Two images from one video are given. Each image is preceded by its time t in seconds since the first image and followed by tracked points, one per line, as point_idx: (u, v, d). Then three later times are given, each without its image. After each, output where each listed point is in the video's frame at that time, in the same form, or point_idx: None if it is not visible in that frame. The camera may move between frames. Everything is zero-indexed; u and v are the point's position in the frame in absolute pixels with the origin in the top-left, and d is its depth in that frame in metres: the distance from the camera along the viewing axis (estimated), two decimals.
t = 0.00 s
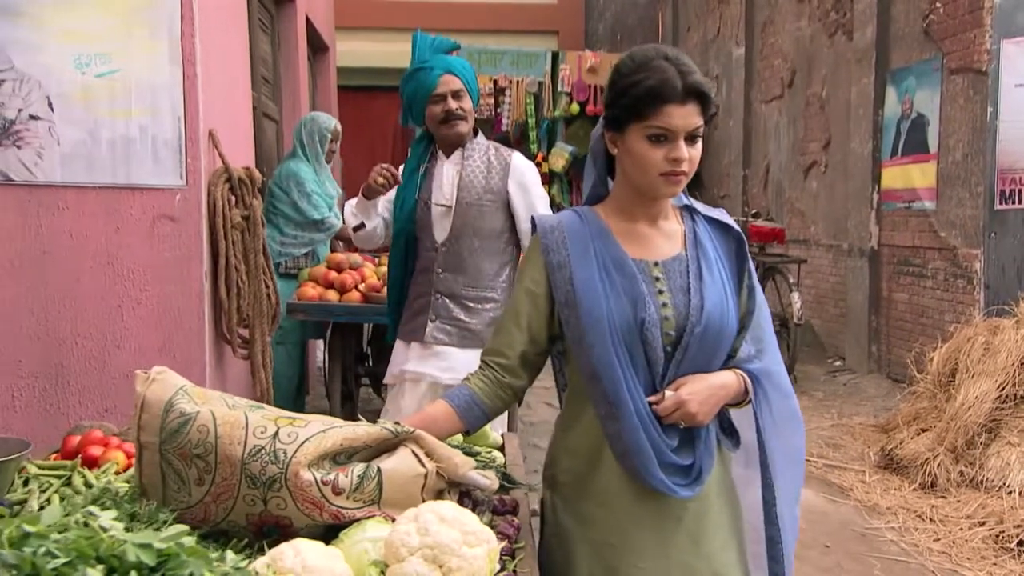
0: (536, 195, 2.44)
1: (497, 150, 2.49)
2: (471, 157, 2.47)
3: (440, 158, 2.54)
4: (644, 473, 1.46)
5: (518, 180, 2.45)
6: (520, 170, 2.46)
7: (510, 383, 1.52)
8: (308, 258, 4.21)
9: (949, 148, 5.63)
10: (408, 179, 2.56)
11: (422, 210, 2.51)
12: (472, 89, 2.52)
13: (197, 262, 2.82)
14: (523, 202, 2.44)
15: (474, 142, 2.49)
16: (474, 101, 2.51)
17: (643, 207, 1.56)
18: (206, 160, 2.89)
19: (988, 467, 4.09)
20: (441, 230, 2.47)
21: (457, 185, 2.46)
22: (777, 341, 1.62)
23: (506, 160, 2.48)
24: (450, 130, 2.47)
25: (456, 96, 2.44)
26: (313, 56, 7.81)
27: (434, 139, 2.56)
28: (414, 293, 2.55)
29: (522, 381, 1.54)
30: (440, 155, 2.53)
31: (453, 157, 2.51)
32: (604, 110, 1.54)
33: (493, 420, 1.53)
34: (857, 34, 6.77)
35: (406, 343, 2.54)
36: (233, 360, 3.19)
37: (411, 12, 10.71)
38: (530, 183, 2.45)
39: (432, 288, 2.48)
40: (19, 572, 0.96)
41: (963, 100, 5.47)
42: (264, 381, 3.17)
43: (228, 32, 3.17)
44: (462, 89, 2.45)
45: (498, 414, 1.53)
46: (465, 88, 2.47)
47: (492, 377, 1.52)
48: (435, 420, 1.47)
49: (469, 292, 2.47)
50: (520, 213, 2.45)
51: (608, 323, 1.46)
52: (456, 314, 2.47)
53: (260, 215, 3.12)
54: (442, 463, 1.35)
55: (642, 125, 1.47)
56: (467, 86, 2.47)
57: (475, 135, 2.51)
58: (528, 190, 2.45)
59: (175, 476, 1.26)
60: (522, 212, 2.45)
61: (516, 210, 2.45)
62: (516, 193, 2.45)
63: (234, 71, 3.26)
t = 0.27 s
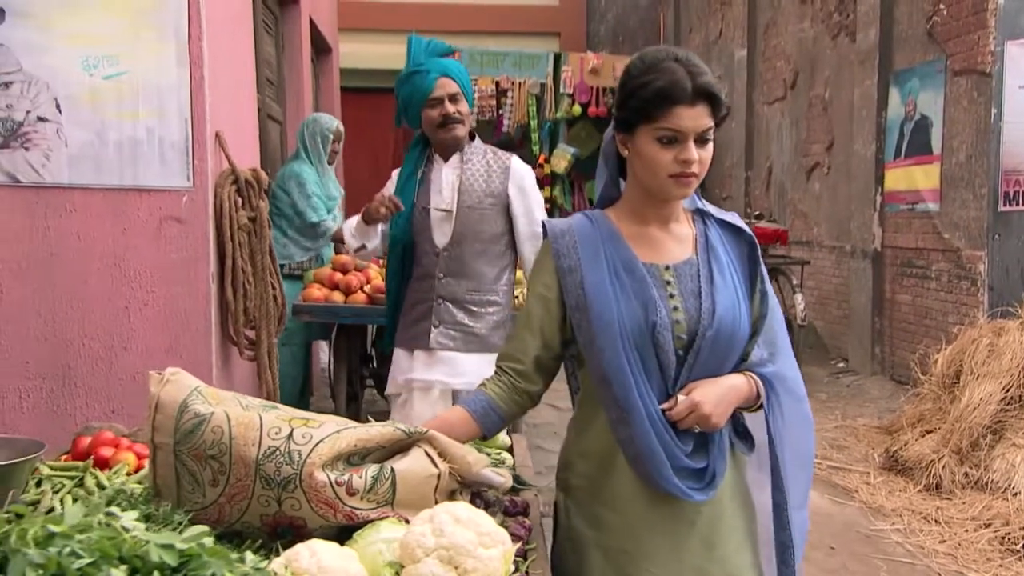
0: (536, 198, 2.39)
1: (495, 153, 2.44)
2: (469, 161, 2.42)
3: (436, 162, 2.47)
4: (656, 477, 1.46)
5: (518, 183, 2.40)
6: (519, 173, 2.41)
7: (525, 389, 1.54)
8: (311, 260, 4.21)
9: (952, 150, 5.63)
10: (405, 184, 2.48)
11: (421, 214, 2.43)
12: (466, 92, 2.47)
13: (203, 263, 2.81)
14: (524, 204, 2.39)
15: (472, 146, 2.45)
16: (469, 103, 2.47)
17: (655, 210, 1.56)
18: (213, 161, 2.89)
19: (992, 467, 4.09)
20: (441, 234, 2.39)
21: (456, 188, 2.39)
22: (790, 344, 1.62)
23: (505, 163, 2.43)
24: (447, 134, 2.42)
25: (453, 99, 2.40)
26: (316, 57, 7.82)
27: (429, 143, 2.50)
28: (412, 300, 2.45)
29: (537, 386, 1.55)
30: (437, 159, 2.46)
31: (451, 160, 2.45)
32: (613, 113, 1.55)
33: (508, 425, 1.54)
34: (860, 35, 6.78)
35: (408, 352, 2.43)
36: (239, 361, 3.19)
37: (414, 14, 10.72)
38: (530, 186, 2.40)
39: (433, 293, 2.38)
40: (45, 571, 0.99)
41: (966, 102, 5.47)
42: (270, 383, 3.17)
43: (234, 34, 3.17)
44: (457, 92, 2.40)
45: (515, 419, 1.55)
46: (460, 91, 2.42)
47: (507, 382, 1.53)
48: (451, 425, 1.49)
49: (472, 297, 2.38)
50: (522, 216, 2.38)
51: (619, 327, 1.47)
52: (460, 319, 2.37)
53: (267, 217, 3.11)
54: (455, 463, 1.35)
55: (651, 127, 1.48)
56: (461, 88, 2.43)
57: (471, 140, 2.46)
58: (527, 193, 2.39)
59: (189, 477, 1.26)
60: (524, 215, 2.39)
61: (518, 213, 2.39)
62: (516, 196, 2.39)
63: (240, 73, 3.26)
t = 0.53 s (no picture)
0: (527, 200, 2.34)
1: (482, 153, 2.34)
2: (457, 163, 2.31)
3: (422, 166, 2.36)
4: (667, 478, 1.46)
5: (509, 183, 2.33)
6: (510, 174, 2.34)
7: (536, 390, 1.55)
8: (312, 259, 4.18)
9: (955, 151, 5.63)
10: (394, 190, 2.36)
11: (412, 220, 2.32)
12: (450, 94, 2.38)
13: (208, 264, 2.82)
14: (518, 206, 2.32)
15: (457, 148, 2.35)
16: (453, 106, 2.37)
17: (665, 212, 1.56)
18: (218, 162, 2.90)
19: (995, 467, 4.10)
20: (436, 238, 2.29)
21: (447, 191, 2.28)
22: (798, 346, 1.63)
23: (493, 163, 2.33)
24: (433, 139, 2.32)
25: (439, 101, 2.31)
26: (318, 58, 7.82)
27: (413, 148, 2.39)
28: (407, 306, 2.34)
29: (548, 388, 1.56)
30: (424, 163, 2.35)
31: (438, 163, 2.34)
32: (621, 114, 1.55)
33: (519, 428, 1.56)
34: (862, 36, 6.78)
35: (407, 362, 2.33)
36: (244, 361, 3.20)
37: (415, 15, 10.72)
38: (521, 187, 2.34)
39: (431, 298, 2.29)
40: (65, 571, 0.98)
41: (969, 102, 5.47)
42: (275, 382, 3.17)
43: (239, 35, 3.17)
44: (442, 95, 2.31)
45: (526, 420, 1.57)
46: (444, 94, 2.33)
47: (518, 384, 1.54)
48: (464, 427, 1.51)
49: (471, 299, 2.31)
50: (516, 217, 2.32)
51: (628, 328, 1.47)
52: (462, 322, 2.31)
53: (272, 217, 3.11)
54: (465, 463, 1.35)
55: (659, 128, 1.48)
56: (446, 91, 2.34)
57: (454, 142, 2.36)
58: (519, 194, 2.33)
59: (201, 477, 1.26)
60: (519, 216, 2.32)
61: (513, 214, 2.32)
62: (509, 197, 2.32)
63: (245, 74, 3.26)
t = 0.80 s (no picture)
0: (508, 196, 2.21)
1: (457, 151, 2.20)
2: (433, 163, 2.17)
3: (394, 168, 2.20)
4: (673, 480, 1.47)
5: (488, 179, 2.20)
6: (488, 170, 2.21)
7: (544, 391, 1.55)
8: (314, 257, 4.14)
9: (957, 152, 5.63)
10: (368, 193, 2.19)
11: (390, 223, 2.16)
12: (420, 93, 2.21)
13: (214, 265, 2.83)
14: (500, 201, 2.18)
15: (431, 148, 2.21)
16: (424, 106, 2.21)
17: (675, 213, 1.56)
18: (223, 163, 2.90)
19: (999, 468, 4.10)
20: (416, 240, 2.14)
21: (426, 191, 2.14)
22: (808, 348, 1.63)
23: (470, 161, 2.20)
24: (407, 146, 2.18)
25: (410, 102, 2.15)
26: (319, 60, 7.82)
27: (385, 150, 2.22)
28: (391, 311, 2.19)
29: (556, 389, 1.56)
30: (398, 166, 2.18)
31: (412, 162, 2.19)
32: (630, 115, 1.55)
33: (527, 428, 1.56)
34: (863, 37, 6.78)
35: (394, 371, 2.19)
36: (248, 362, 3.20)
37: (415, 16, 10.72)
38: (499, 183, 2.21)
39: (417, 300, 2.14)
40: (87, 571, 0.99)
41: (971, 104, 5.48)
42: (279, 384, 3.18)
43: (243, 36, 3.16)
44: (412, 95, 2.14)
45: (534, 420, 1.57)
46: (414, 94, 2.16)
47: (525, 385, 1.55)
48: (473, 427, 1.51)
49: (458, 298, 2.17)
50: (499, 212, 2.17)
51: (635, 329, 1.47)
52: (449, 322, 2.17)
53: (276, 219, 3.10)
54: (476, 464, 1.35)
55: (667, 128, 1.48)
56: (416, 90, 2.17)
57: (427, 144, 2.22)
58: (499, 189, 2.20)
59: (213, 478, 1.26)
60: (503, 212, 2.18)
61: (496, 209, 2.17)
62: (490, 193, 2.18)
63: (249, 75, 3.26)
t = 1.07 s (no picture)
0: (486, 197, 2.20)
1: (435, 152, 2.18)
2: (412, 164, 2.13)
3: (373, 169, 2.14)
4: (673, 480, 1.47)
5: (466, 180, 2.18)
6: (467, 172, 2.19)
7: (549, 388, 1.56)
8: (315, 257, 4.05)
9: (957, 153, 5.64)
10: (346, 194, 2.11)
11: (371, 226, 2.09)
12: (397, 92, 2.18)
13: (217, 264, 2.83)
14: (479, 202, 2.17)
15: (410, 150, 2.17)
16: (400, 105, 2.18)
17: (679, 212, 1.57)
18: (226, 164, 2.90)
19: (1000, 468, 4.10)
20: (399, 241, 2.08)
21: (408, 192, 2.10)
22: (814, 349, 1.62)
23: (450, 162, 2.18)
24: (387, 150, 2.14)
25: (388, 102, 2.12)
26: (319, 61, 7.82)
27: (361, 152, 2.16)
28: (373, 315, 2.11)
29: (560, 386, 1.57)
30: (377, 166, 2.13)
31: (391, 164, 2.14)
32: (636, 114, 1.56)
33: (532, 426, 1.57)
34: (863, 38, 6.79)
35: (378, 380, 2.11)
36: (252, 363, 3.20)
37: (415, 17, 10.71)
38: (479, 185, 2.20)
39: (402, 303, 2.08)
40: (106, 571, 0.99)
41: (971, 104, 5.49)
42: (282, 384, 3.18)
43: (245, 36, 3.15)
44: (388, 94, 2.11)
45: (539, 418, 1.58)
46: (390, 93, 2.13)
47: (530, 382, 1.55)
48: (478, 425, 1.52)
49: (443, 301, 2.12)
50: (478, 213, 2.16)
51: (637, 329, 1.48)
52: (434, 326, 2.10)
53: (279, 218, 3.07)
54: (484, 464, 1.35)
55: (671, 128, 1.48)
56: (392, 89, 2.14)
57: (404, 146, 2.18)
58: (477, 190, 2.18)
59: (221, 477, 1.26)
60: (483, 213, 2.16)
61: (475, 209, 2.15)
62: (469, 194, 2.16)
63: (251, 75, 3.25)
